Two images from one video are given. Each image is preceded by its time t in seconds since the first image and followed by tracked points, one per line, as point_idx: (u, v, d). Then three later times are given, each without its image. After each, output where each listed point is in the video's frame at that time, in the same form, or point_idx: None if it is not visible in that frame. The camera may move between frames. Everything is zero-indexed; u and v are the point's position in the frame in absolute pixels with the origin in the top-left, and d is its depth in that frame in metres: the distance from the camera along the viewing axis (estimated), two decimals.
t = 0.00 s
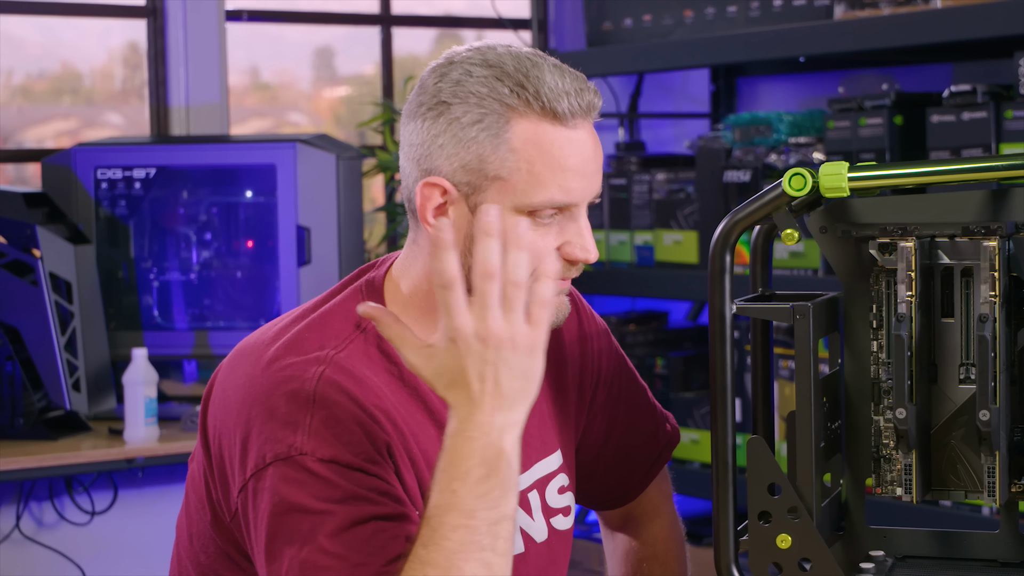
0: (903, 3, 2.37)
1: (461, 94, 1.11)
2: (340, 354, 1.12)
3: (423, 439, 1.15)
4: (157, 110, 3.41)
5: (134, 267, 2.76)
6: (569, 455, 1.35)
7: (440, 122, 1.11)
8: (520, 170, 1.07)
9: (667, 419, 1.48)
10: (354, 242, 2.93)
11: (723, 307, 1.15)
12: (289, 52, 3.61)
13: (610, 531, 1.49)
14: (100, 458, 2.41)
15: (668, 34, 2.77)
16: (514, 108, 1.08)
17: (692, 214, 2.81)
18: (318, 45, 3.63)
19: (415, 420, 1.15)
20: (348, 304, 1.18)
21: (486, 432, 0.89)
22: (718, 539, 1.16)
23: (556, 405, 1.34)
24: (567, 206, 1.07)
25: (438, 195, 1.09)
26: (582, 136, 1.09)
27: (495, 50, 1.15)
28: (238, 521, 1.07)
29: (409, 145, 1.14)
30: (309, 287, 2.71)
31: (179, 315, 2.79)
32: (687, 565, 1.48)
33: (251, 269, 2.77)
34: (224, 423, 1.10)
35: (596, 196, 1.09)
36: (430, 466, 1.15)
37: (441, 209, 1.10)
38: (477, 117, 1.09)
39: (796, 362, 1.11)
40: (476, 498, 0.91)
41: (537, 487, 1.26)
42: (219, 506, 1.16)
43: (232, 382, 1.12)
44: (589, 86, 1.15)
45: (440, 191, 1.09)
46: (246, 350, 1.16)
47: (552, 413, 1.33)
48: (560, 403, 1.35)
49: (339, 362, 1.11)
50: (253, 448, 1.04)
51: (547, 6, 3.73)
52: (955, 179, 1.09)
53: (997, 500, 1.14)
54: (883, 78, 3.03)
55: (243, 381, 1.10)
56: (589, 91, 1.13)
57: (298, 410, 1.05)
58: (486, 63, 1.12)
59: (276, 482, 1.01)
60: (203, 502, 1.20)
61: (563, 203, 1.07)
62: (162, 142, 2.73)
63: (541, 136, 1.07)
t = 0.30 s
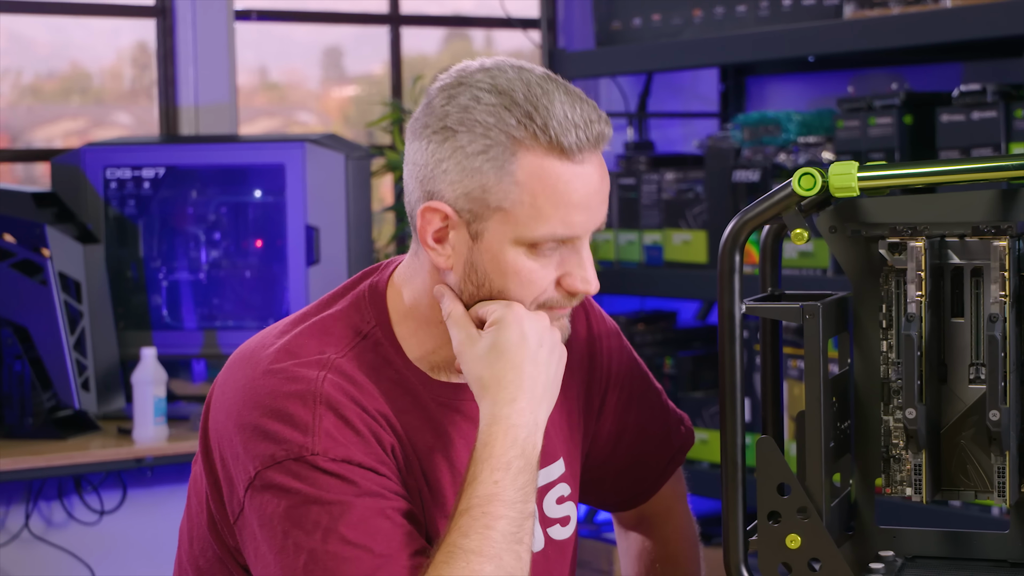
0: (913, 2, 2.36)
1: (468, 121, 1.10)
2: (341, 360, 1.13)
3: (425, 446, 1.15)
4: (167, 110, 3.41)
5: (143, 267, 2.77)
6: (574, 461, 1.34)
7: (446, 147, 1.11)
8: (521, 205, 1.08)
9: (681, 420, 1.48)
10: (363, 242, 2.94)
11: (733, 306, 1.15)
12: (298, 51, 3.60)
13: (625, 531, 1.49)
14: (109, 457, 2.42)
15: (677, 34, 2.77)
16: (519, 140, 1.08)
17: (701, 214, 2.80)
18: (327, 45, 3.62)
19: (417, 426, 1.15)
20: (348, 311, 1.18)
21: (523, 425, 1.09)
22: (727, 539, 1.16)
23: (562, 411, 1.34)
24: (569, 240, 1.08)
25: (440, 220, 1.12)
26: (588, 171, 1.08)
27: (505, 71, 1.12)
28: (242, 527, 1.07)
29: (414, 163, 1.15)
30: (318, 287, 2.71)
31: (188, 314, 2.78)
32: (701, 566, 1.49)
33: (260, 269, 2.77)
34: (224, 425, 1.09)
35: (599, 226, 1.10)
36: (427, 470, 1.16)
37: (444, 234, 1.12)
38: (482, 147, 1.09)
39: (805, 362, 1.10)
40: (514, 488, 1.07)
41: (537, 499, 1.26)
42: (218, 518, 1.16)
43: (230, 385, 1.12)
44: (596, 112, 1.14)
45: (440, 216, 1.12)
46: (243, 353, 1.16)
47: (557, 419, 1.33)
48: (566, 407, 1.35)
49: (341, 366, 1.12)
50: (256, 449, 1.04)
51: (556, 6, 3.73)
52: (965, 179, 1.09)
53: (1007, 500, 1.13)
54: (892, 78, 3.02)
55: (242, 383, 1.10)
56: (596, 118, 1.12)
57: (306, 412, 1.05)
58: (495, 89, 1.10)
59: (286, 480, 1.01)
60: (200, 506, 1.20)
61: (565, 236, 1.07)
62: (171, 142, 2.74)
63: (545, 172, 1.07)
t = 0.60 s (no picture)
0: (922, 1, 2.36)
1: (484, 153, 1.08)
2: (343, 363, 1.13)
3: (428, 448, 1.15)
4: (174, 109, 3.46)
5: (151, 265, 2.78)
6: (581, 463, 1.35)
7: (460, 176, 1.09)
8: (527, 238, 1.06)
9: (690, 420, 1.48)
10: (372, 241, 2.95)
11: (741, 306, 1.15)
12: (307, 50, 3.60)
13: (634, 530, 1.50)
14: (118, 456, 2.43)
15: (685, 33, 2.77)
16: (534, 180, 1.05)
17: (709, 213, 2.81)
18: (335, 44, 3.62)
19: (420, 428, 1.15)
20: (353, 313, 1.19)
21: (520, 422, 1.09)
22: (735, 537, 1.16)
23: (572, 412, 1.34)
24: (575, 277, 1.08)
25: (447, 241, 1.11)
26: (600, 216, 1.06)
27: (528, 103, 1.09)
28: (243, 528, 1.08)
29: (428, 182, 1.13)
30: (326, 285, 2.72)
31: (196, 313, 2.79)
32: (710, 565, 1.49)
33: (269, 268, 2.78)
34: (227, 426, 1.10)
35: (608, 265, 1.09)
36: (431, 472, 1.16)
37: (452, 257, 1.11)
38: (496, 182, 1.07)
39: (813, 361, 1.10)
40: (513, 486, 1.06)
41: (541, 502, 1.26)
42: (224, 517, 1.16)
43: (233, 386, 1.12)
44: (614, 146, 1.10)
45: (448, 237, 1.10)
46: (248, 353, 1.16)
47: (566, 422, 1.32)
48: (576, 409, 1.35)
49: (342, 370, 1.12)
50: (254, 452, 1.05)
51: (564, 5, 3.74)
52: (975, 177, 1.07)
53: (1016, 500, 1.12)
54: (901, 77, 3.02)
55: (244, 384, 1.10)
56: (615, 154, 1.09)
57: (305, 415, 1.05)
58: (515, 123, 1.07)
59: (283, 483, 1.02)
60: (207, 505, 1.20)
61: (571, 273, 1.07)
62: (180, 141, 2.75)
63: (555, 214, 1.05)
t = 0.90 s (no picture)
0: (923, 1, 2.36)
1: (488, 156, 1.08)
2: (348, 361, 1.13)
3: (431, 447, 1.16)
4: (175, 108, 3.45)
5: (152, 265, 2.78)
6: (583, 463, 1.35)
7: (465, 177, 1.09)
8: (525, 237, 1.06)
9: (691, 420, 1.48)
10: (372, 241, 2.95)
11: (741, 306, 1.15)
12: (307, 50, 3.61)
13: (633, 529, 1.50)
14: (118, 456, 2.43)
15: (686, 32, 2.77)
16: (534, 182, 1.05)
17: (709, 212, 2.80)
18: (335, 43, 3.63)
19: (423, 427, 1.15)
20: (358, 312, 1.19)
21: (520, 421, 1.09)
22: (736, 537, 1.16)
23: (573, 412, 1.34)
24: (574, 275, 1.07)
25: (450, 240, 1.11)
26: (599, 220, 1.05)
27: (536, 108, 1.09)
28: (247, 526, 1.08)
29: (433, 183, 1.14)
30: (327, 285, 2.72)
31: (197, 313, 2.80)
32: (710, 566, 1.49)
33: (269, 267, 2.78)
34: (231, 424, 1.10)
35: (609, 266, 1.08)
36: (435, 470, 1.16)
37: (454, 255, 1.11)
38: (498, 184, 1.07)
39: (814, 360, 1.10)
40: (513, 485, 1.06)
41: (543, 501, 1.26)
42: (227, 516, 1.17)
43: (238, 383, 1.12)
44: (620, 150, 1.10)
45: (450, 236, 1.11)
46: (253, 350, 1.16)
47: (567, 422, 1.32)
48: (577, 408, 1.35)
49: (346, 368, 1.12)
50: (258, 450, 1.05)
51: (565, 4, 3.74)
52: (976, 176, 1.07)
53: (1017, 500, 1.12)
54: (902, 77, 3.02)
55: (249, 382, 1.11)
56: (621, 160, 1.09)
57: (309, 413, 1.05)
58: (521, 128, 1.07)
59: (286, 482, 1.02)
60: (210, 503, 1.20)
61: (569, 270, 1.06)
62: (181, 140, 2.75)
63: (554, 216, 1.05)
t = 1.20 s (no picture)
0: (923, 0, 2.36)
1: (488, 155, 1.08)
2: (350, 360, 1.13)
3: (434, 446, 1.16)
4: (176, 108, 3.45)
5: (152, 265, 2.79)
6: (584, 462, 1.34)
7: (466, 176, 1.10)
8: (523, 237, 1.06)
9: (690, 419, 1.48)
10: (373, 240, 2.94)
11: (742, 305, 1.15)
12: (308, 50, 3.61)
13: (633, 530, 1.49)
14: (118, 456, 2.42)
15: (687, 32, 2.77)
16: (533, 183, 1.05)
17: (710, 212, 2.81)
18: (335, 43, 3.63)
19: (426, 426, 1.15)
20: (361, 310, 1.18)
21: (517, 420, 1.09)
22: (736, 537, 1.16)
23: (574, 411, 1.34)
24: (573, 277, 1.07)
25: (452, 238, 1.11)
26: (599, 224, 1.05)
27: (540, 110, 1.08)
28: (249, 524, 1.08)
29: (437, 181, 1.14)
30: (327, 285, 2.72)
31: (197, 313, 2.80)
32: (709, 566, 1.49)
33: (270, 267, 2.78)
34: (234, 422, 1.10)
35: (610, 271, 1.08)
36: (437, 470, 1.16)
37: (454, 253, 1.12)
38: (498, 184, 1.07)
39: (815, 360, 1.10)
40: (510, 485, 1.06)
41: (545, 500, 1.26)
42: (229, 512, 1.17)
43: (241, 381, 1.12)
44: (623, 152, 1.09)
45: (451, 234, 1.11)
46: (256, 348, 1.16)
47: (568, 421, 1.32)
48: (578, 408, 1.35)
49: (348, 367, 1.12)
50: (261, 448, 1.05)
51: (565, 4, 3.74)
52: (976, 177, 1.07)
53: (1017, 500, 1.12)
54: (902, 77, 3.02)
55: (252, 380, 1.11)
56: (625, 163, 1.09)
57: (311, 411, 1.05)
58: (523, 129, 1.07)
59: (288, 480, 1.02)
60: (213, 502, 1.20)
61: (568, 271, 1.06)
62: (181, 140, 2.75)
63: (551, 218, 1.05)
